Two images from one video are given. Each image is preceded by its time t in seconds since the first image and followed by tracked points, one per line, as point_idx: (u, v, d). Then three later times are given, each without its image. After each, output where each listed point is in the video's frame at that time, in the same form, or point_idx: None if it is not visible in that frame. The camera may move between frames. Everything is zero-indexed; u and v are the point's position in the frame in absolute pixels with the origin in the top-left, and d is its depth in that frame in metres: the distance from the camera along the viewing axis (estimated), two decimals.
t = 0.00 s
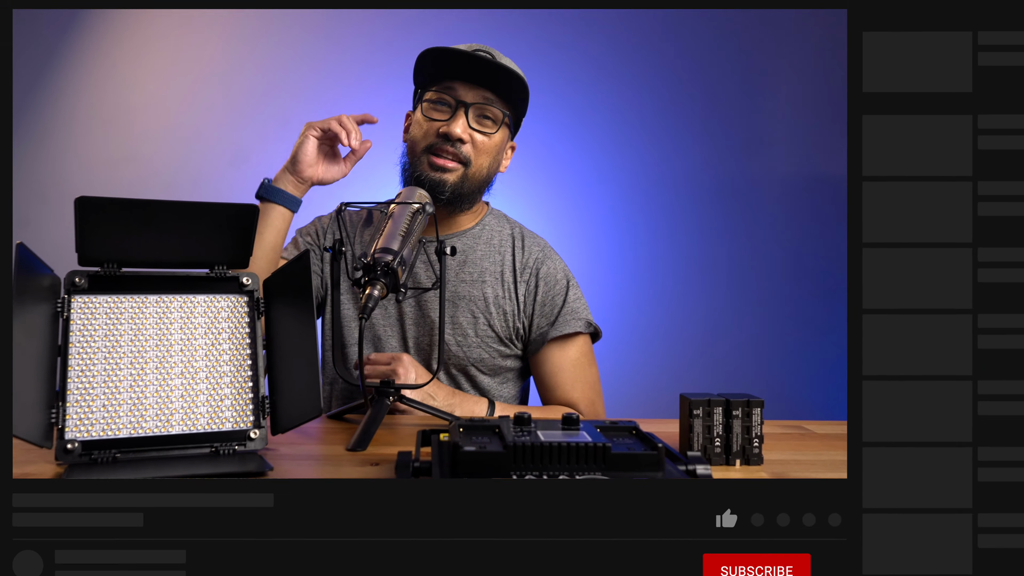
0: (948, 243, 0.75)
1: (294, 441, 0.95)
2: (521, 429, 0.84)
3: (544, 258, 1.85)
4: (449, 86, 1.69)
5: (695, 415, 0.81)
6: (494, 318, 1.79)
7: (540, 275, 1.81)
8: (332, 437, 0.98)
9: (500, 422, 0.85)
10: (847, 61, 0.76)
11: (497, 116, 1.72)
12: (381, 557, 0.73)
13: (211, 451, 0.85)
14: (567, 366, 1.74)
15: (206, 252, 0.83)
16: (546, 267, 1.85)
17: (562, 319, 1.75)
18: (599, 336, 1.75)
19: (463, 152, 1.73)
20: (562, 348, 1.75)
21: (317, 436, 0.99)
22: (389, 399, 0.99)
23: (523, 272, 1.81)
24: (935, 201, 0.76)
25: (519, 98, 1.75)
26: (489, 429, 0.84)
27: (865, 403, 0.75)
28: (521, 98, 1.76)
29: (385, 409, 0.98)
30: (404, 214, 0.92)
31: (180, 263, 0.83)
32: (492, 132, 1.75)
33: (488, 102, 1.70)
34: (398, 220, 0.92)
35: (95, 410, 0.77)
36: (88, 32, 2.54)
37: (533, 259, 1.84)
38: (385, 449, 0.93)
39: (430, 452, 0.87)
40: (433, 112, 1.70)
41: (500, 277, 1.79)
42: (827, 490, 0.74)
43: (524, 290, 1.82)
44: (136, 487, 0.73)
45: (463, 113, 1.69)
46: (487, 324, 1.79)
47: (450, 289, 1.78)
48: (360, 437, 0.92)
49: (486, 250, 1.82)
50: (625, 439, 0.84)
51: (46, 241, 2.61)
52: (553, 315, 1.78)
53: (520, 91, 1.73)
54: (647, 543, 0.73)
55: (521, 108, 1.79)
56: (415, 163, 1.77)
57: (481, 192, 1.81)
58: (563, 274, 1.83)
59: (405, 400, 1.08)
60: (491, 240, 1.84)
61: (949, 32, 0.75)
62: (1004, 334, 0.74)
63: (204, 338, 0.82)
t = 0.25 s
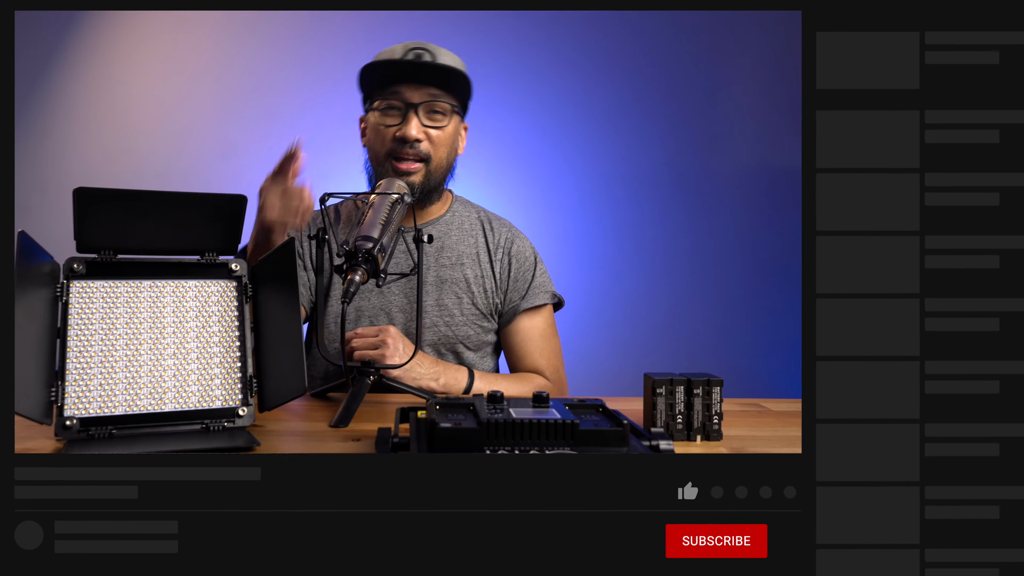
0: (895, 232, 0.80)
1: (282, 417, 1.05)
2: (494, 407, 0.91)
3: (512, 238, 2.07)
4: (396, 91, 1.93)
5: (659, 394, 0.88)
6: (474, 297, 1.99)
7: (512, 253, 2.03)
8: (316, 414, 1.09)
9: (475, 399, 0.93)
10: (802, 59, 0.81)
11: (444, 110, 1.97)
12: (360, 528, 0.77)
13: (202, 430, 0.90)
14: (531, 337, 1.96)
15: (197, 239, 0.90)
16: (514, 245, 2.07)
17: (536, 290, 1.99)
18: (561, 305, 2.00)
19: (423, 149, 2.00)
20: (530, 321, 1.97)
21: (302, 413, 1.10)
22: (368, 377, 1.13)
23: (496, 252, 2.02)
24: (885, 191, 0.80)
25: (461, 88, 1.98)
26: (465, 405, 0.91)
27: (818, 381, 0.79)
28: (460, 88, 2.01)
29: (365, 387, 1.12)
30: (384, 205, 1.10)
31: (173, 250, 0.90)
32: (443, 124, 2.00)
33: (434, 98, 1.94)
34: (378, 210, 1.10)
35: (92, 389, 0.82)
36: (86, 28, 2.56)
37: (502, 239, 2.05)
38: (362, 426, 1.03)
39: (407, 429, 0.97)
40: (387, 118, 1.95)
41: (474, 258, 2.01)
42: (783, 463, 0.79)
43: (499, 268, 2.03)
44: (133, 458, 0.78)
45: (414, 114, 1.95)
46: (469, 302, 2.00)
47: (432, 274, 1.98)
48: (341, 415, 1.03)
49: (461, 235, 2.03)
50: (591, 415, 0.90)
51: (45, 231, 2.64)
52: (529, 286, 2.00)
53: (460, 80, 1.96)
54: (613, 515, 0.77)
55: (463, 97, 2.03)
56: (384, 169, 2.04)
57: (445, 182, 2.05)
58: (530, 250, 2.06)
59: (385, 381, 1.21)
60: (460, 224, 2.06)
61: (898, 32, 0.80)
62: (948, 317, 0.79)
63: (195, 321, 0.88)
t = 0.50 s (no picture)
0: (867, 226, 0.83)
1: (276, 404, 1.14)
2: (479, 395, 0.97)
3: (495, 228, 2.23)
4: (360, 88, 1.99)
5: (640, 382, 0.99)
6: (465, 286, 2.13)
7: (497, 243, 2.19)
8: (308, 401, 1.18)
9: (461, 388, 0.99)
10: (777, 60, 0.84)
11: (408, 94, 2.03)
12: (348, 513, 0.78)
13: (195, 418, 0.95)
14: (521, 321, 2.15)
15: (191, 233, 0.96)
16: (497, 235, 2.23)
17: (523, 275, 2.17)
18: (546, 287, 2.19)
19: (397, 137, 2.06)
20: (519, 306, 2.17)
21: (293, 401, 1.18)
22: (357, 366, 1.22)
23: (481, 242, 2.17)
24: (857, 187, 0.84)
25: (422, 70, 2.04)
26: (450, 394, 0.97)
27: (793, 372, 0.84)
28: (420, 68, 2.04)
29: (354, 374, 1.22)
30: (373, 201, 1.21)
31: (167, 243, 0.96)
32: (412, 109, 2.06)
33: (397, 86, 2.00)
34: (367, 205, 1.20)
35: (91, 377, 0.88)
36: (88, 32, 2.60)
37: (486, 230, 2.21)
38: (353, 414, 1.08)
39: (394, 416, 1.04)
40: (356, 115, 2.02)
41: (462, 250, 2.15)
42: (760, 449, 0.81)
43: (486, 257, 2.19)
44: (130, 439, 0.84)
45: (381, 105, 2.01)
46: (460, 290, 2.14)
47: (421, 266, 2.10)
48: (332, 401, 1.11)
49: (446, 228, 2.17)
50: (575, 403, 0.97)
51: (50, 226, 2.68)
52: (516, 271, 2.18)
53: (421, 63, 2.01)
54: (595, 499, 0.79)
55: (423, 76, 2.06)
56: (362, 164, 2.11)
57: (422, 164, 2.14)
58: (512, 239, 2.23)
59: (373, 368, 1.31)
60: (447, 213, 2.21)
61: (872, 31, 0.83)
62: (920, 308, 0.83)
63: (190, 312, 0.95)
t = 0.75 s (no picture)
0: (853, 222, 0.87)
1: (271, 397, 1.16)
2: (472, 388, 0.99)
3: (490, 220, 2.25)
4: (361, 77, 2.00)
5: (630, 375, 1.02)
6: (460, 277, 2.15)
7: (493, 234, 2.23)
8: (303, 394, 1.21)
9: (453, 382, 1.01)
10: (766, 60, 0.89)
11: (409, 86, 2.04)
12: (343, 504, 0.79)
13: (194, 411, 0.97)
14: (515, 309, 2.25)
15: (189, 230, 0.98)
16: (493, 226, 2.25)
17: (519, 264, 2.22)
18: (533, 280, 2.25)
19: (396, 127, 2.09)
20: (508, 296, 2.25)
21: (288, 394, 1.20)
22: (353, 360, 1.24)
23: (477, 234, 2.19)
24: (844, 184, 0.88)
25: (421, 62, 2.04)
26: (443, 388, 1.00)
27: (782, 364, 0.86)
28: (421, 58, 2.04)
29: (348, 367, 1.24)
30: (369, 197, 1.23)
31: (166, 239, 0.97)
32: (410, 100, 2.07)
33: (397, 77, 2.01)
34: (362, 202, 1.22)
35: (90, 371, 0.89)
36: (87, 31, 2.60)
37: (482, 222, 2.23)
38: (347, 408, 1.11)
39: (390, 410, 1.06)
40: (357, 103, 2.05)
41: (459, 241, 2.17)
42: (748, 443, 0.83)
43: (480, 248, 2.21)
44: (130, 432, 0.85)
45: (381, 95, 2.03)
46: (456, 282, 2.15)
47: (418, 259, 2.12)
48: (328, 395, 1.14)
49: (442, 221, 2.18)
50: (565, 397, 0.99)
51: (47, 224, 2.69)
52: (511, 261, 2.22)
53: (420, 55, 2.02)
54: (586, 491, 0.81)
55: (424, 65, 2.06)
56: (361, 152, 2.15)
57: (419, 155, 2.18)
58: (507, 230, 2.26)
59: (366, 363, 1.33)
60: (439, 206, 2.22)
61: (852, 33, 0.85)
62: (904, 303, 0.87)
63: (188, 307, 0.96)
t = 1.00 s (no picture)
0: (847, 221, 0.89)
1: (269, 395, 1.17)
2: (469, 386, 1.00)
3: (487, 219, 2.27)
4: (354, 77, 2.00)
5: (626, 373, 1.04)
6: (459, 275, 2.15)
7: (491, 231, 2.25)
8: (301, 391, 1.22)
9: (451, 381, 1.02)
10: (761, 61, 0.91)
11: (403, 83, 2.05)
12: (341, 501, 0.80)
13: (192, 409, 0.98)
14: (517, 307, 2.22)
15: (189, 229, 0.99)
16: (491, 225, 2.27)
17: (517, 260, 2.24)
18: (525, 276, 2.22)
19: (393, 126, 2.09)
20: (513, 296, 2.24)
21: (285, 392, 1.21)
22: (351, 358, 1.25)
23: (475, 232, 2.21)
24: (839, 183, 0.90)
25: (412, 59, 2.06)
26: (441, 387, 1.01)
27: (775, 363, 0.88)
28: (413, 55, 2.06)
29: (346, 365, 1.25)
30: (366, 196, 1.24)
31: (166, 238, 0.98)
32: (405, 99, 2.08)
33: (391, 75, 2.02)
34: (360, 200, 1.23)
35: (90, 369, 0.90)
36: (88, 31, 2.61)
37: (479, 220, 2.25)
38: (346, 406, 1.11)
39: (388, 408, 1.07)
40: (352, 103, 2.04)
41: (458, 239, 2.18)
42: (744, 440, 0.84)
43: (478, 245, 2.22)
44: (129, 428, 0.87)
45: (377, 94, 2.03)
46: (455, 280, 2.16)
47: (417, 257, 2.11)
48: (325, 393, 1.14)
49: (440, 219, 2.19)
50: (562, 395, 1.00)
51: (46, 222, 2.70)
52: (508, 258, 2.24)
53: (412, 52, 2.04)
54: (583, 489, 0.81)
55: (415, 62, 2.09)
56: (357, 153, 2.14)
57: (415, 152, 2.20)
58: (505, 229, 2.28)
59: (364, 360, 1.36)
60: (438, 203, 2.23)
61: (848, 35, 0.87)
62: (899, 301, 0.88)
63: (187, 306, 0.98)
